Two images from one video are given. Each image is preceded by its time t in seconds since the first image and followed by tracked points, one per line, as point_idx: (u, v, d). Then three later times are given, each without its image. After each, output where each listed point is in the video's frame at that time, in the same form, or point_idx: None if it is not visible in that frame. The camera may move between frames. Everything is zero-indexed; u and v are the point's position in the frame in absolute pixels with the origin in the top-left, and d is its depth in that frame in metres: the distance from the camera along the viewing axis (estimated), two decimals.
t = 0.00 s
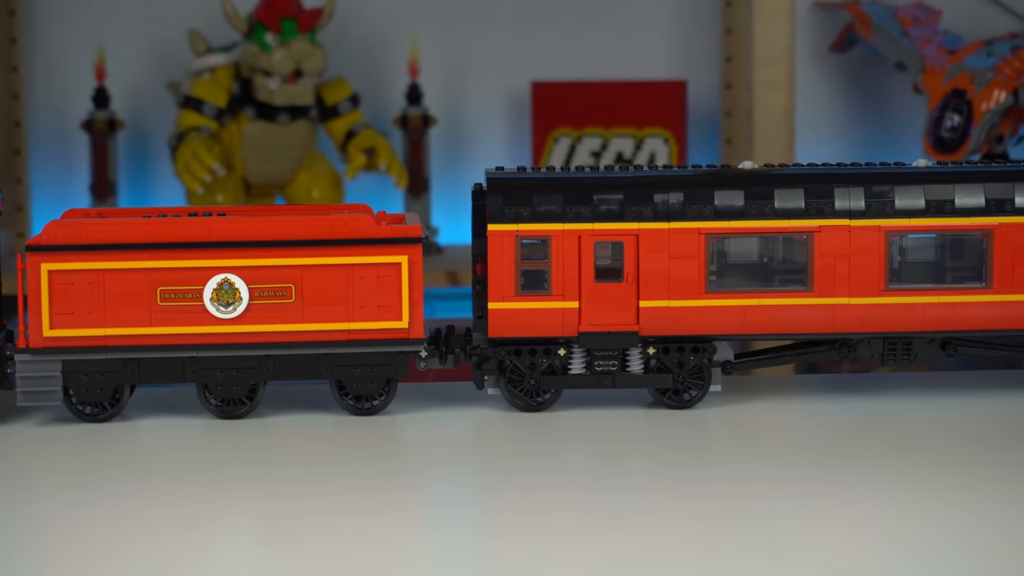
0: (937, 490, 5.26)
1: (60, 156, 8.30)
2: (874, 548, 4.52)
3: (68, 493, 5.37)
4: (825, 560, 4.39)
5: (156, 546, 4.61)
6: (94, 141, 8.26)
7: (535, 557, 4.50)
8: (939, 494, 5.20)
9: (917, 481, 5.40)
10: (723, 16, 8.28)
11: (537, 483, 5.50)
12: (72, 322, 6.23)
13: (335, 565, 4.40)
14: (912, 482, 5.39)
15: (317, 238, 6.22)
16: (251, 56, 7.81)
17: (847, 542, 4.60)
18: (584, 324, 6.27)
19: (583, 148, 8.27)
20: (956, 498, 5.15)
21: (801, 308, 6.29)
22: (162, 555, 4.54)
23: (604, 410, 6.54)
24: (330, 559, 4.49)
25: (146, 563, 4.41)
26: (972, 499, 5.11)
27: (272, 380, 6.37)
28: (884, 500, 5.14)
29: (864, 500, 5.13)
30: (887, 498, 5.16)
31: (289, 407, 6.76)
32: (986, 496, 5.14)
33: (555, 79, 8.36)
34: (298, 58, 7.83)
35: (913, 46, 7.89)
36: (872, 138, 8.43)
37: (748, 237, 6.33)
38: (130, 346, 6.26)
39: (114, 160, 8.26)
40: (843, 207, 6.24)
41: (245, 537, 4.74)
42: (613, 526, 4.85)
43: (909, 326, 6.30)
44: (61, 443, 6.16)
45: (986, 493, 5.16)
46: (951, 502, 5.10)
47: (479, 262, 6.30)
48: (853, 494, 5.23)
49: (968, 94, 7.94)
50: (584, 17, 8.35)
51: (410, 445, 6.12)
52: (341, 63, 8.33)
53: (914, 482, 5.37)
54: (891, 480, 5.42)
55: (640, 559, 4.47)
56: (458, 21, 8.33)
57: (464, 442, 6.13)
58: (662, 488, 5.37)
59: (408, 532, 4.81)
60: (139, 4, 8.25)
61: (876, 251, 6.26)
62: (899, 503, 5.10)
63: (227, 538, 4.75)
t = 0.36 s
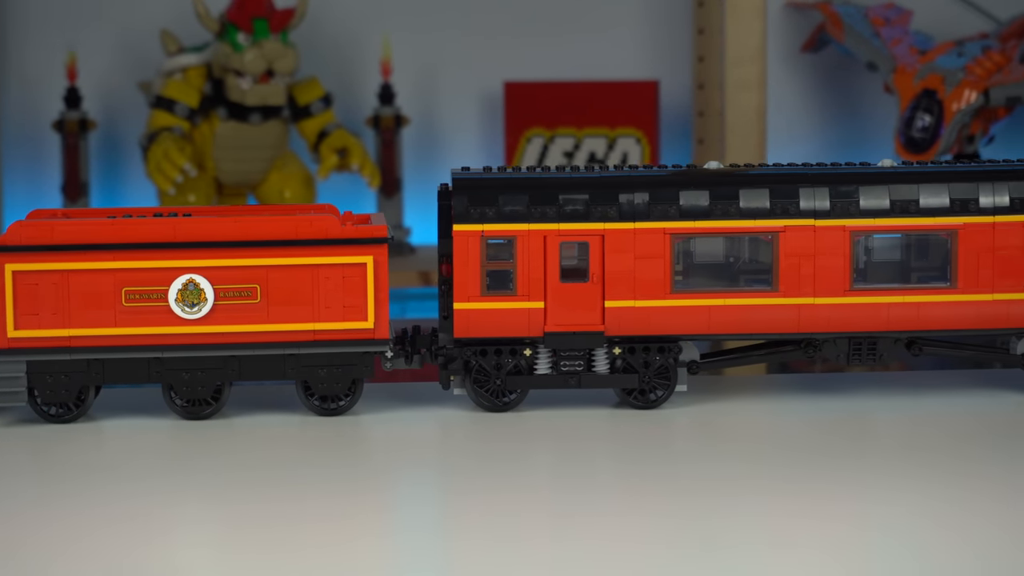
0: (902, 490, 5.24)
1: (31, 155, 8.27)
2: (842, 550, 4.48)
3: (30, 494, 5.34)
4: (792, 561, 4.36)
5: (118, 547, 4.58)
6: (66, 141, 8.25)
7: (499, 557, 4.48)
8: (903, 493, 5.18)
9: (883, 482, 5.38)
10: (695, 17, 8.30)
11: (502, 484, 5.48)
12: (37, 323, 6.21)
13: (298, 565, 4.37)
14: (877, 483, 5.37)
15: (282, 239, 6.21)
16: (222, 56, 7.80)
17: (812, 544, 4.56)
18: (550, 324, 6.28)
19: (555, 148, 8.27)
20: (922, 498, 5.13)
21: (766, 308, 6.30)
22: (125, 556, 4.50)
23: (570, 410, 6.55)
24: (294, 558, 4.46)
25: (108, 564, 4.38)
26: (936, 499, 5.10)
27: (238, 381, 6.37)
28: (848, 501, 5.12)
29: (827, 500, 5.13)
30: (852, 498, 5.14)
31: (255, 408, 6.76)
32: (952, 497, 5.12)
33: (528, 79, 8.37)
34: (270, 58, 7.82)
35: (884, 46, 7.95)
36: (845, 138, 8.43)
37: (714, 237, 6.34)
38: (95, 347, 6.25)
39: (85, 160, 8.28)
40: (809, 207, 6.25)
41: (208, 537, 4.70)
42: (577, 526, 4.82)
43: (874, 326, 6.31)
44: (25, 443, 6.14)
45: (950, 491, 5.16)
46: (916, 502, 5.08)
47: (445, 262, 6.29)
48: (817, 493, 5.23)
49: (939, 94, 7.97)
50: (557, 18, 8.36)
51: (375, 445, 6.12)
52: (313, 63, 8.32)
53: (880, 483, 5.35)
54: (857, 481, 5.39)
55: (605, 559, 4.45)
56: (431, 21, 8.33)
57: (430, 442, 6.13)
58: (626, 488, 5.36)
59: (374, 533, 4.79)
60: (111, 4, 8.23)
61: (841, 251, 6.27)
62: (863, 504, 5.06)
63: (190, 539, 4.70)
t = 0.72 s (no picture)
0: (865, 489, 5.25)
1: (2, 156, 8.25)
2: (807, 551, 4.46)
3: None
4: (759, 563, 4.34)
5: (81, 549, 4.55)
6: (37, 142, 8.26)
7: (461, 556, 4.47)
8: (865, 492, 5.19)
9: (847, 482, 5.38)
10: (667, 17, 8.31)
11: (470, 485, 5.42)
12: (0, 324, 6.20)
13: (261, 566, 4.35)
14: (841, 482, 5.37)
15: (247, 239, 6.20)
16: (194, 56, 7.76)
17: (780, 546, 4.53)
18: (516, 324, 6.27)
19: (527, 148, 8.30)
20: (888, 498, 5.11)
21: (732, 308, 6.31)
22: (86, 558, 4.47)
23: (535, 410, 6.56)
24: (257, 558, 4.44)
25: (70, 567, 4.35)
26: (899, 499, 5.09)
27: (203, 381, 6.36)
28: (811, 499, 5.12)
29: (791, 498, 5.13)
30: (815, 497, 5.14)
31: (221, 409, 6.75)
32: (917, 496, 5.12)
33: (500, 79, 8.37)
34: (242, 58, 7.79)
35: (855, 46, 8.00)
36: (817, 138, 8.42)
37: (681, 237, 6.30)
38: (60, 348, 6.23)
39: (57, 160, 8.28)
40: (774, 207, 6.26)
41: (170, 539, 4.67)
42: (540, 526, 4.81)
43: (839, 326, 6.33)
44: None
45: (915, 489, 5.16)
46: (879, 501, 5.07)
47: (410, 263, 6.32)
48: (780, 492, 5.23)
49: (910, 94, 8.02)
50: (530, 18, 8.36)
51: (341, 445, 6.12)
52: (285, 63, 8.30)
53: (843, 482, 5.36)
54: (820, 480, 5.40)
55: (568, 559, 4.44)
56: (404, 22, 8.32)
57: (396, 442, 6.12)
58: (588, 487, 5.36)
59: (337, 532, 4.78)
60: (81, 4, 8.21)
61: (807, 252, 6.28)
62: (827, 503, 5.06)
63: (156, 543, 4.65)
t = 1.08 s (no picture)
0: (823, 489, 5.24)
1: None
2: (765, 551, 4.46)
3: None
4: (717, 564, 4.33)
5: (42, 553, 4.54)
6: (8, 142, 8.21)
7: (421, 557, 4.47)
8: (825, 490, 5.20)
9: (806, 481, 5.39)
10: (639, 17, 8.31)
11: (433, 487, 5.39)
12: None
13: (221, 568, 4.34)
14: (802, 481, 5.39)
15: (211, 240, 6.20)
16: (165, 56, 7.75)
17: (742, 544, 4.54)
18: (481, 324, 6.28)
19: (500, 148, 8.27)
20: (847, 497, 5.12)
21: (698, 308, 6.32)
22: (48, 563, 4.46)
23: (501, 411, 6.56)
24: (218, 561, 4.44)
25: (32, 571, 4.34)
26: (856, 499, 5.09)
27: (168, 382, 6.36)
28: (773, 498, 5.12)
29: (753, 497, 5.13)
30: (776, 494, 5.16)
31: (187, 410, 6.75)
32: (871, 496, 5.11)
33: (473, 79, 8.38)
34: (213, 58, 7.80)
35: (827, 46, 7.96)
36: (790, 138, 8.47)
37: (646, 238, 6.30)
38: (24, 349, 6.21)
39: (28, 160, 8.25)
40: (738, 207, 6.26)
41: (132, 542, 4.66)
42: (502, 528, 4.80)
43: (804, 326, 6.34)
44: None
45: (872, 488, 5.16)
46: (838, 499, 5.08)
47: (376, 263, 6.33)
48: (742, 492, 5.23)
49: (881, 94, 8.00)
50: (501, 19, 8.37)
51: (306, 445, 6.11)
52: (257, 62, 8.28)
53: (804, 481, 5.37)
54: (781, 479, 5.41)
55: (530, 560, 4.44)
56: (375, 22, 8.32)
57: (361, 442, 6.12)
58: (550, 486, 5.37)
59: (298, 533, 4.77)
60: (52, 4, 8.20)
61: (771, 251, 6.28)
62: (789, 502, 5.07)
63: (116, 546, 4.63)
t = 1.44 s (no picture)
0: (788, 488, 5.25)
1: None
2: (730, 550, 4.46)
3: None
4: (681, 564, 4.33)
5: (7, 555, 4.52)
6: None
7: (386, 557, 4.47)
8: (789, 489, 5.21)
9: (772, 479, 5.40)
10: (613, 17, 8.32)
11: (399, 488, 5.38)
12: None
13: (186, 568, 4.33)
14: (767, 480, 5.40)
15: (179, 241, 6.19)
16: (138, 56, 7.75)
17: (706, 543, 4.54)
18: (448, 324, 6.28)
19: (474, 148, 8.30)
20: (811, 495, 5.12)
21: (666, 308, 6.32)
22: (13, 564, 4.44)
23: (468, 411, 6.57)
24: (182, 561, 4.42)
25: None
26: (821, 498, 5.09)
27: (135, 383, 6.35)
28: (738, 497, 5.12)
29: (719, 496, 5.13)
30: (742, 493, 5.16)
31: (155, 410, 6.74)
32: (840, 493, 5.12)
33: (447, 79, 8.38)
34: (186, 58, 7.80)
35: (801, 47, 7.97)
36: (764, 137, 8.49)
37: (615, 238, 6.32)
38: None
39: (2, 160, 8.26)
40: (706, 207, 6.27)
41: (97, 543, 4.64)
42: (468, 528, 4.79)
43: (771, 326, 6.35)
44: None
45: (838, 487, 5.16)
46: (803, 498, 5.09)
47: (343, 263, 6.27)
48: (706, 491, 5.23)
49: (855, 94, 8.00)
50: (476, 19, 8.37)
51: (273, 445, 6.11)
52: (231, 63, 8.29)
53: (770, 480, 5.37)
54: (746, 479, 5.42)
55: (495, 561, 4.43)
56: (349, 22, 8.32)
57: (328, 442, 6.12)
58: (515, 486, 5.36)
59: (264, 533, 4.76)
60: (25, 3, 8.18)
61: (739, 251, 6.29)
62: (754, 501, 5.07)
63: (81, 547, 4.61)
